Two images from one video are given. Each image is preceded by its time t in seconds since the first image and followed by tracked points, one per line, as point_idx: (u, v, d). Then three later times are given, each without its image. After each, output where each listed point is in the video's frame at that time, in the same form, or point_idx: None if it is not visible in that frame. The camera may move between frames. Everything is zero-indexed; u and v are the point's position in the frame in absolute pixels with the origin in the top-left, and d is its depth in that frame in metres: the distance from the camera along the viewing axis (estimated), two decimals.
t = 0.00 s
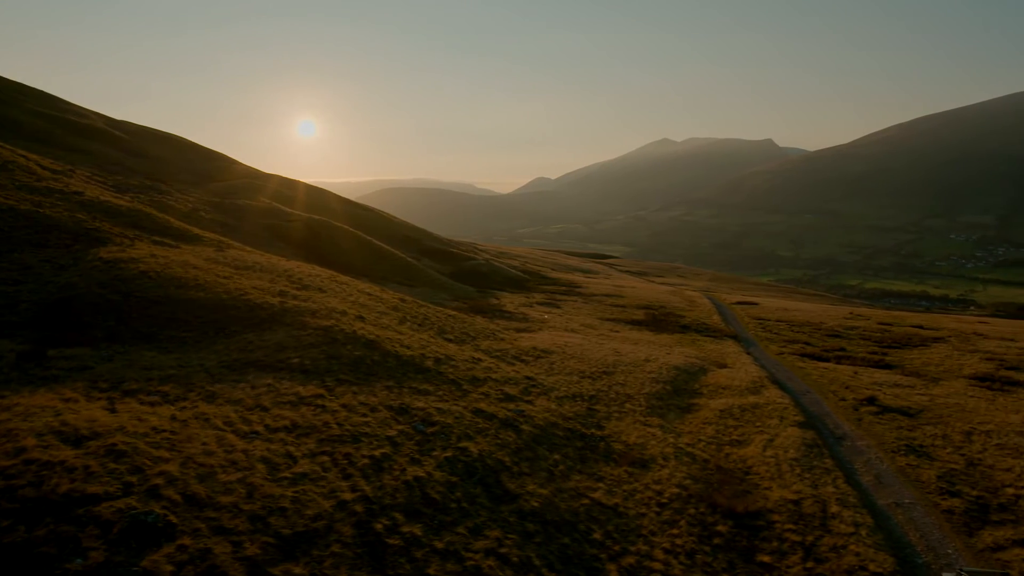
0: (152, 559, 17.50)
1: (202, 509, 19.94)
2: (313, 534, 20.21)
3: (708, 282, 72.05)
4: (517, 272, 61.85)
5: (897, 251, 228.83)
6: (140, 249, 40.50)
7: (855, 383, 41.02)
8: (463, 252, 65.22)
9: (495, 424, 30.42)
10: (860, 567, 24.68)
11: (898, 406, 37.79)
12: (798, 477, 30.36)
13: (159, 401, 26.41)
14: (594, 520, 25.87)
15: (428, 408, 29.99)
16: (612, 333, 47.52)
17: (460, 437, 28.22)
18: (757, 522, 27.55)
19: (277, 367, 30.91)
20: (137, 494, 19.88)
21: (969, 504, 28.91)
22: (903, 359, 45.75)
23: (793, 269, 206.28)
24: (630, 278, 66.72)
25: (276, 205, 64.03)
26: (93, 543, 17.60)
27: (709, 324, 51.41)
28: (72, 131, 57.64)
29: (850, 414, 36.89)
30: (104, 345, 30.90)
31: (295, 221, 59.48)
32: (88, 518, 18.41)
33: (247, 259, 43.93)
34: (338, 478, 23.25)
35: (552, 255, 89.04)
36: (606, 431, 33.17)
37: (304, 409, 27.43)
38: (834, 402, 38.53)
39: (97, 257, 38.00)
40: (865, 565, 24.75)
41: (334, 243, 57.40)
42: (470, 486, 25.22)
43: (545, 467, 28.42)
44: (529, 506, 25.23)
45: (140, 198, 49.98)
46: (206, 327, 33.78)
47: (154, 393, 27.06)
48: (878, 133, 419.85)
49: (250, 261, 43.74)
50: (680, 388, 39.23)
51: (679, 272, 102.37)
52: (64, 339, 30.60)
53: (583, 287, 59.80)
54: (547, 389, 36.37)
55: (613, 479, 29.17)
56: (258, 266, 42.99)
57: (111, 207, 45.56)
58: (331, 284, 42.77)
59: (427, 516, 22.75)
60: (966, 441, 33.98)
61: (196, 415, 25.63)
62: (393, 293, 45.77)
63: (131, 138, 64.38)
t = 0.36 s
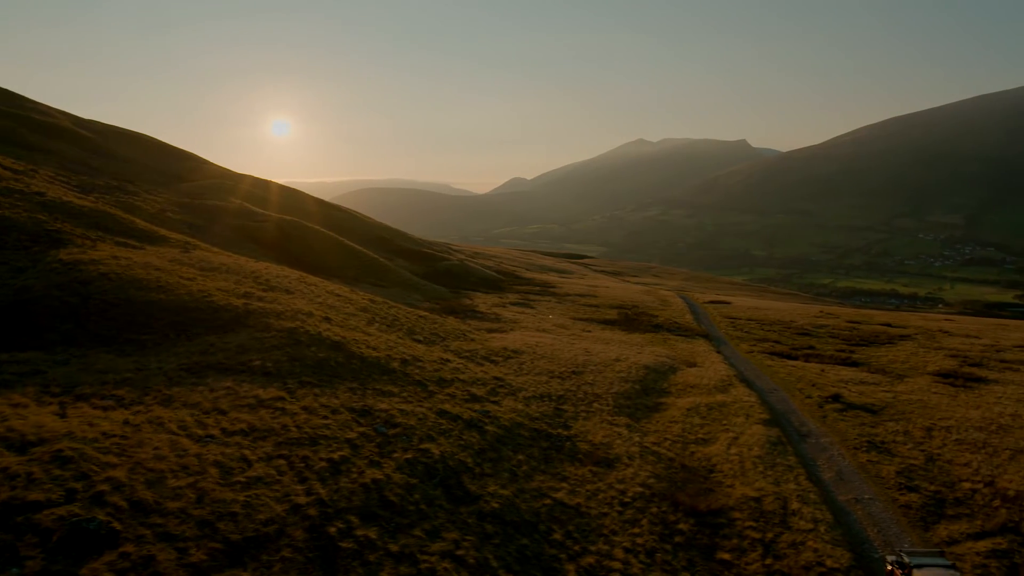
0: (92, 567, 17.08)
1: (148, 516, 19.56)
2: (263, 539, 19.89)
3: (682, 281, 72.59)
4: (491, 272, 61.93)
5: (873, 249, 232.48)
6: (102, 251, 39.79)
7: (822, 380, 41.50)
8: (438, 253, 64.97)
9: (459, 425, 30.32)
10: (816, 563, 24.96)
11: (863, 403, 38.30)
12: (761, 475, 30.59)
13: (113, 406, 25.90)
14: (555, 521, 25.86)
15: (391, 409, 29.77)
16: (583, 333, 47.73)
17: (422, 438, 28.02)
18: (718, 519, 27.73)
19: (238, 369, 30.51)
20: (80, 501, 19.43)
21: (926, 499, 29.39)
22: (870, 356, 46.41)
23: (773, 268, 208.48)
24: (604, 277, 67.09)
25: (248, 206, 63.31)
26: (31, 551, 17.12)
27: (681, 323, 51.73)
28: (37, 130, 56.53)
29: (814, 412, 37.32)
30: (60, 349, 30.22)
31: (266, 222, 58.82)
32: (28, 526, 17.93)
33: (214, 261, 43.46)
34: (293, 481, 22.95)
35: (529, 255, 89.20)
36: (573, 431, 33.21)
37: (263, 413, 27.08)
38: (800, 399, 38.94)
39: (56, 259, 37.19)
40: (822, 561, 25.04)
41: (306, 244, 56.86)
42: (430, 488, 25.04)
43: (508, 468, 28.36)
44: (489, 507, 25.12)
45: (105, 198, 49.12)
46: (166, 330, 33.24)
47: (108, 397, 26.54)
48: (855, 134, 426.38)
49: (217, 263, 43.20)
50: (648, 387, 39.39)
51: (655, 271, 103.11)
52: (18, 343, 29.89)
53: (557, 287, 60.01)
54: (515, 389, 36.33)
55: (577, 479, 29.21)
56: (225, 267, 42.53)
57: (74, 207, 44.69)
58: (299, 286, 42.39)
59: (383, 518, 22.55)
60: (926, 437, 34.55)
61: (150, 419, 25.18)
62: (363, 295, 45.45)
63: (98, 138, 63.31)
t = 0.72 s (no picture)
0: None
1: (91, 523, 19.09)
2: (211, 545, 19.52)
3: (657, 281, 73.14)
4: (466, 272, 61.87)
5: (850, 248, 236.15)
6: (62, 252, 39.01)
7: (789, 378, 41.96)
8: (413, 254, 64.70)
9: (423, 426, 30.15)
10: (775, 560, 25.17)
11: (828, 401, 38.78)
12: (724, 473, 30.82)
13: (64, 411, 25.29)
14: (516, 521, 25.78)
15: (353, 411, 29.52)
16: (555, 333, 47.80)
17: (384, 440, 27.80)
18: (680, 518, 27.85)
19: (197, 372, 30.04)
20: (20, 508, 18.91)
21: (885, 494, 29.80)
22: (837, 354, 47.02)
23: (752, 267, 210.64)
24: (579, 278, 67.39)
25: (219, 207, 62.56)
26: None
27: (653, 322, 52.00)
28: None
29: (780, 409, 37.68)
30: (13, 352, 29.48)
31: (237, 222, 58.14)
32: None
33: (179, 262, 42.85)
34: (246, 485, 22.59)
35: (506, 256, 89.21)
36: (539, 431, 33.20)
37: (220, 416, 26.66)
38: (767, 397, 39.30)
39: (13, 260, 36.33)
40: (780, 557, 25.26)
41: (277, 245, 56.31)
42: (388, 490, 24.82)
43: (471, 469, 28.25)
44: (449, 509, 24.98)
45: (68, 199, 48.21)
46: (126, 333, 32.56)
47: (60, 402, 25.92)
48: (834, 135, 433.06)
49: (182, 264, 42.58)
50: (617, 386, 39.53)
51: (632, 271, 103.83)
52: None
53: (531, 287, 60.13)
54: (483, 390, 36.26)
55: (541, 480, 29.18)
56: (190, 269, 41.92)
57: (34, 208, 43.77)
58: (267, 288, 41.95)
59: (338, 522, 22.29)
60: (887, 433, 35.05)
61: (102, 424, 24.64)
62: (332, 297, 45.07)
63: (64, 137, 62.12)
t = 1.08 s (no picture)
0: None
1: (31, 531, 18.51)
2: (157, 552, 19.04)
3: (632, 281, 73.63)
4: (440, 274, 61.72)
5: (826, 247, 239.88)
6: (19, 253, 38.14)
7: (756, 376, 42.37)
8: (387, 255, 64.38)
9: (386, 428, 29.92)
10: (733, 557, 25.34)
11: (794, 398, 39.20)
12: (688, 471, 30.99)
13: (11, 416, 24.56)
14: (477, 523, 25.64)
15: (315, 414, 29.21)
16: (527, 333, 47.80)
17: (344, 443, 27.53)
18: (642, 517, 27.94)
19: (155, 375, 29.46)
20: None
21: (845, 491, 30.18)
22: (805, 352, 47.57)
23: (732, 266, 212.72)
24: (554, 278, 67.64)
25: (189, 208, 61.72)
26: None
27: (626, 322, 52.23)
28: None
29: (746, 408, 38.00)
30: None
31: (206, 223, 57.39)
32: None
33: (143, 264, 42.20)
34: (198, 491, 22.14)
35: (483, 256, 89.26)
36: (505, 432, 33.19)
37: (176, 420, 26.14)
38: (734, 395, 39.64)
39: None
40: (739, 555, 25.42)
41: (248, 246, 55.64)
42: (346, 493, 24.53)
43: (433, 471, 28.08)
44: (407, 511, 24.76)
45: (29, 199, 47.21)
46: (82, 335, 31.77)
47: (8, 407, 25.19)
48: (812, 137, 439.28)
49: (146, 266, 41.91)
50: (585, 386, 39.62)
51: (607, 271, 104.60)
52: None
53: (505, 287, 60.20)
54: (450, 391, 36.15)
55: (504, 480, 29.10)
56: (154, 271, 41.26)
57: None
58: (233, 291, 41.48)
59: (291, 526, 21.93)
60: (850, 430, 35.53)
61: (51, 429, 23.98)
62: (301, 299, 44.66)
63: (29, 137, 60.96)
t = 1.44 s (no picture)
0: None
1: None
2: (99, 560, 18.46)
3: (607, 281, 73.97)
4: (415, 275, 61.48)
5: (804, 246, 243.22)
6: None
7: (725, 375, 42.67)
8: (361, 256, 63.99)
9: (348, 431, 29.60)
10: (693, 556, 25.44)
11: (760, 396, 39.58)
12: (652, 470, 31.10)
13: None
14: (437, 526, 25.41)
15: (275, 417, 28.83)
16: (498, 334, 47.72)
17: (303, 446, 27.20)
18: (604, 517, 27.95)
19: (111, 379, 28.82)
20: None
21: (806, 488, 30.46)
22: (775, 351, 48.04)
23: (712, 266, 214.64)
24: (530, 278, 67.76)
25: (158, 208, 60.78)
26: None
27: (598, 322, 52.34)
28: None
29: (713, 406, 38.25)
30: None
31: (175, 223, 56.53)
32: None
33: (105, 266, 41.42)
34: (147, 497, 21.61)
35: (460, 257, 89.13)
36: (471, 433, 33.06)
37: (129, 424, 25.55)
38: (702, 394, 39.88)
39: None
40: (699, 553, 25.52)
41: (217, 247, 54.91)
42: (303, 497, 24.17)
43: (395, 473, 27.84)
44: (365, 515, 24.46)
45: None
46: (36, 338, 30.95)
47: None
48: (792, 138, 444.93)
49: (108, 268, 41.15)
50: (554, 386, 39.62)
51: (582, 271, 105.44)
52: None
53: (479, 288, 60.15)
54: (417, 393, 35.98)
55: (467, 482, 28.93)
56: (117, 273, 40.51)
57: None
58: (198, 293, 40.95)
59: (243, 532, 21.50)
60: (814, 428, 35.90)
61: None
62: (269, 302, 44.20)
63: None
